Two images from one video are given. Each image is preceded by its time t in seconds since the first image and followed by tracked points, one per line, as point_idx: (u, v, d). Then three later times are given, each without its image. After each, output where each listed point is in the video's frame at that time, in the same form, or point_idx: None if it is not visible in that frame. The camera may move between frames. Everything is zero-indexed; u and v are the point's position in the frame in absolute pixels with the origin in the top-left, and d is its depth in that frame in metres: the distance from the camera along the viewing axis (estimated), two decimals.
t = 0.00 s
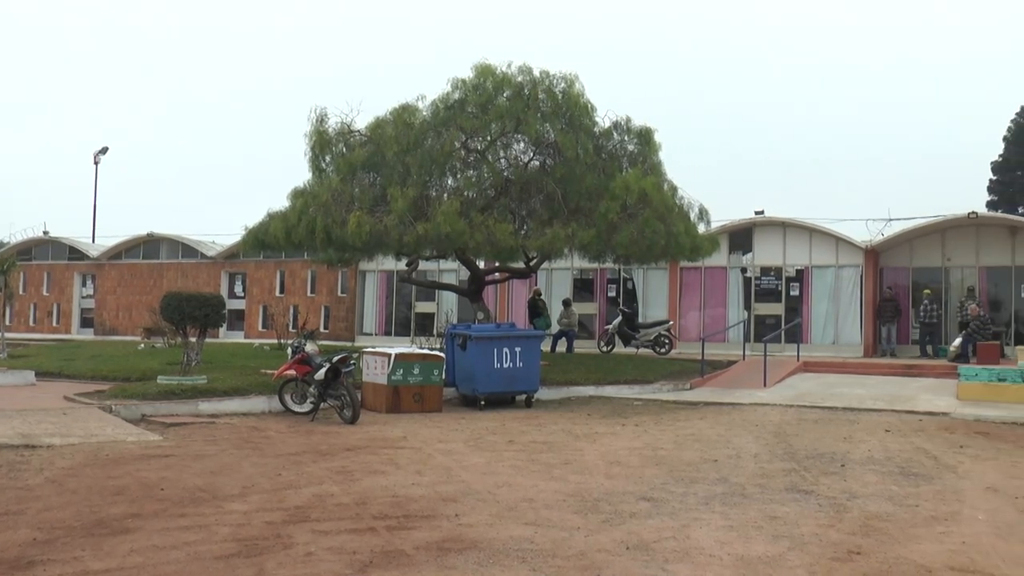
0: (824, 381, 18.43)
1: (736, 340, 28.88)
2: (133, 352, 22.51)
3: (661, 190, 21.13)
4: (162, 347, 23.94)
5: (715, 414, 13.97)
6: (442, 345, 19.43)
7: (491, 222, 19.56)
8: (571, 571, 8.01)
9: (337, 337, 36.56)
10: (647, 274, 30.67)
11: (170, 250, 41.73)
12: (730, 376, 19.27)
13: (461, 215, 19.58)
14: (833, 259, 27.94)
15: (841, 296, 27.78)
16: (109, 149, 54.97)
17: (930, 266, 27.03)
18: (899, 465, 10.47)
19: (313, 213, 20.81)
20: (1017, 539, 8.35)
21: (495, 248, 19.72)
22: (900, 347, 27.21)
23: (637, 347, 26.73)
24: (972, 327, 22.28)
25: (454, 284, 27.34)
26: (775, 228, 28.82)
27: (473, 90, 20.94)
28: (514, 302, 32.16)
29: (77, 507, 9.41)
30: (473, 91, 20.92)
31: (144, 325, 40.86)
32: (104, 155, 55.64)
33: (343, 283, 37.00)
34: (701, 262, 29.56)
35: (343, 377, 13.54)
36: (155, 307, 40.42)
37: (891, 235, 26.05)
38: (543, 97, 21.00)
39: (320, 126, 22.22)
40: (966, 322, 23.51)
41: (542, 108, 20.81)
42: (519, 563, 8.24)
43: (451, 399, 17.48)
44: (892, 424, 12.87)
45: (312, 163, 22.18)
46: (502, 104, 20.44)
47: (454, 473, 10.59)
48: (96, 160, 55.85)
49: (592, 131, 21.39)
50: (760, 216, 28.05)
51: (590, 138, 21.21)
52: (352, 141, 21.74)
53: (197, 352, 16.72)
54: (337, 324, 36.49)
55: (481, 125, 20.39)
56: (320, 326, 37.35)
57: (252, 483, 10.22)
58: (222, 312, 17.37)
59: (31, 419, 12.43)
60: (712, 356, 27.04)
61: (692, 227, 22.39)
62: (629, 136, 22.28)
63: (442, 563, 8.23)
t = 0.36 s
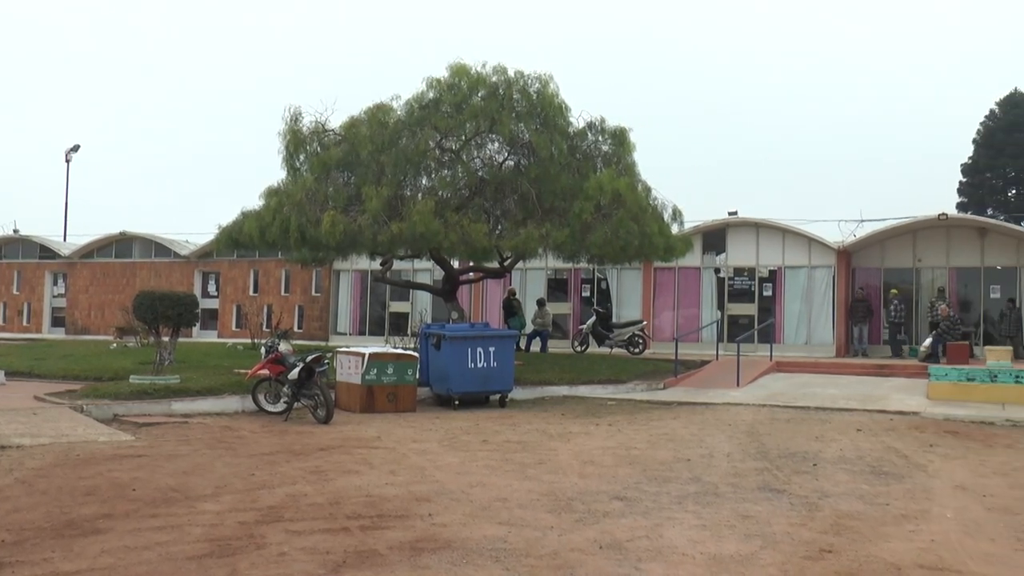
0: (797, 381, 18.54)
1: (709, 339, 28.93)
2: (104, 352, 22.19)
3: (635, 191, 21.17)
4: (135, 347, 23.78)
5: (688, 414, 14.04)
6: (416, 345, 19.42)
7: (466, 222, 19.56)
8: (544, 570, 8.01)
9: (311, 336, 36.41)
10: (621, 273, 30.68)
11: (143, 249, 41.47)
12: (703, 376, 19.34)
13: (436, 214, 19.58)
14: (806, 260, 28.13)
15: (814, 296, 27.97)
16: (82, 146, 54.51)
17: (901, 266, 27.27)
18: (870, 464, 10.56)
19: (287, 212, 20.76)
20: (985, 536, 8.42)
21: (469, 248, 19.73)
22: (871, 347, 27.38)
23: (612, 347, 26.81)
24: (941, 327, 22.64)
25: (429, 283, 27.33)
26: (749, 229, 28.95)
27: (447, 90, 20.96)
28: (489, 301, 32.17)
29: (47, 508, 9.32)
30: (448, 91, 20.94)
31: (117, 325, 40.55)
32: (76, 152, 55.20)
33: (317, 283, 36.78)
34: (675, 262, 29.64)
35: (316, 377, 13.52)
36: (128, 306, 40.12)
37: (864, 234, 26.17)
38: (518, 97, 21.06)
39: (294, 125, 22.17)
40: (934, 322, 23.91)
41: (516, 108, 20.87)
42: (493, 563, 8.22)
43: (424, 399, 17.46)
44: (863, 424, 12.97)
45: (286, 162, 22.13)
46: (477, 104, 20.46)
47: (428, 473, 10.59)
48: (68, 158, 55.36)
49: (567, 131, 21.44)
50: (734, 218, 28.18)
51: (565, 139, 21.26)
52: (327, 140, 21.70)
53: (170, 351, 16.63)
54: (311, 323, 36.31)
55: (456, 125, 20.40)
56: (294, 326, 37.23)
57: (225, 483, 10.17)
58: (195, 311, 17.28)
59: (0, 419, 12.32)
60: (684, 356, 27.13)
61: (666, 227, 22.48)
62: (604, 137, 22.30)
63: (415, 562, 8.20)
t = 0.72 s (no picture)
0: (775, 381, 18.67)
1: (689, 339, 29.21)
2: (83, 352, 22.04)
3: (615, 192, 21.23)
4: (114, 346, 23.67)
5: (667, 413, 14.14)
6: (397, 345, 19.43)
7: (447, 222, 19.58)
8: (523, 568, 8.04)
9: (292, 336, 36.52)
10: (601, 273, 30.75)
11: (123, 248, 41.21)
12: (682, 375, 19.45)
13: (417, 214, 19.59)
14: (784, 260, 28.30)
15: (792, 295, 28.15)
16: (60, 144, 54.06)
17: (878, 267, 27.56)
18: (846, 462, 10.67)
19: (268, 211, 20.73)
20: (959, 533, 8.53)
21: (451, 248, 19.74)
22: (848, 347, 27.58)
23: (592, 346, 26.90)
24: (916, 327, 22.93)
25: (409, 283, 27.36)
26: (728, 230, 29.09)
27: (428, 90, 20.96)
28: (470, 300, 32.20)
29: (25, 508, 9.28)
30: (429, 91, 20.95)
31: (96, 324, 40.30)
32: (54, 151, 54.80)
33: (298, 282, 36.91)
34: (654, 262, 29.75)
35: (297, 376, 13.53)
36: (107, 305, 39.88)
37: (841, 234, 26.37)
38: (499, 97, 21.10)
39: (275, 124, 22.14)
40: (910, 322, 24.21)
41: (497, 108, 20.91)
42: (472, 561, 8.24)
43: (404, 398, 17.47)
44: (840, 423, 13.10)
45: (267, 161, 22.08)
46: (458, 104, 20.47)
47: (408, 472, 10.61)
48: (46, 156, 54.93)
49: (547, 132, 21.49)
50: (713, 218, 28.26)
51: (545, 139, 21.31)
52: (307, 139, 21.66)
53: (150, 350, 16.58)
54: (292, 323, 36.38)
55: (437, 125, 20.40)
56: (275, 325, 37.26)
57: (205, 482, 10.16)
58: (176, 311, 17.23)
59: None
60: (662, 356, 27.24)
61: (646, 228, 22.57)
62: (584, 138, 22.36)
63: (395, 561, 8.21)
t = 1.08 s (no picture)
0: (745, 377, 18.82)
1: (660, 336, 29.46)
2: (53, 347, 21.88)
3: (588, 189, 21.29)
4: (84, 342, 23.49)
5: (639, 409, 14.24)
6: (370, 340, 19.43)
7: (420, 218, 19.58)
8: (495, 563, 8.07)
9: (264, 332, 36.46)
10: (574, 270, 30.81)
11: (94, 243, 40.86)
12: (654, 371, 19.58)
13: (390, 210, 19.59)
14: (755, 258, 28.49)
15: (763, 292, 28.37)
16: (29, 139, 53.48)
17: (847, 264, 27.81)
18: (815, 458, 10.78)
19: (241, 207, 20.67)
20: (925, 527, 8.64)
21: (424, 244, 19.75)
22: (817, 344, 27.85)
23: (564, 343, 26.97)
24: (885, 324, 23.21)
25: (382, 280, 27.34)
26: (700, 227, 29.25)
27: (402, 86, 20.93)
28: (442, 296, 32.23)
29: None
30: (402, 87, 20.93)
31: (66, 320, 39.93)
32: (23, 145, 54.23)
33: (270, 278, 36.79)
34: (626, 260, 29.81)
35: (269, 372, 13.52)
36: (78, 301, 39.53)
37: (811, 232, 26.59)
38: (472, 94, 21.12)
39: (248, 120, 22.07)
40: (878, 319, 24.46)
41: (470, 105, 20.94)
42: (444, 556, 8.26)
43: (377, 394, 17.47)
44: (809, 418, 13.23)
45: (239, 157, 22.01)
46: (431, 100, 20.46)
47: (381, 468, 10.63)
48: (14, 151, 54.33)
49: (520, 129, 21.53)
50: (684, 215, 28.39)
51: (518, 136, 21.34)
52: (280, 135, 21.60)
53: (121, 346, 16.49)
54: (264, 319, 36.28)
55: (411, 121, 20.37)
56: (247, 321, 37.17)
57: (176, 479, 10.13)
58: (147, 307, 17.14)
59: None
60: (633, 353, 27.35)
61: (618, 225, 22.67)
62: (557, 135, 22.42)
63: (367, 557, 8.21)
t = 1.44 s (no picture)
0: (720, 372, 18.96)
1: (635, 331, 29.58)
2: (29, 343, 21.79)
3: (565, 185, 21.37)
4: (62, 338, 23.40)
5: (615, 404, 14.34)
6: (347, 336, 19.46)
7: (398, 214, 19.62)
8: (471, 557, 8.12)
9: (242, 327, 36.40)
10: (550, 266, 30.87)
11: (70, 239, 40.67)
12: (630, 367, 19.70)
13: (368, 207, 19.62)
14: (730, 255, 28.66)
15: (738, 288, 28.56)
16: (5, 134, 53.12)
17: (821, 260, 28.04)
18: (789, 451, 10.89)
19: (218, 202, 20.69)
20: (896, 520, 8.75)
21: (401, 240, 19.79)
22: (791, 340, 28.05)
23: (541, 338, 27.06)
24: (858, 319, 23.44)
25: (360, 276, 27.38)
26: (675, 224, 29.35)
27: (379, 83, 20.96)
28: (420, 292, 32.29)
29: None
30: (380, 85, 20.98)
31: (43, 315, 39.70)
32: None
33: (248, 274, 36.77)
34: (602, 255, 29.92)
35: (247, 367, 13.55)
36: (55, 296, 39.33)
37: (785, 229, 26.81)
38: (449, 91, 21.17)
39: (226, 116, 22.07)
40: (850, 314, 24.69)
41: (447, 102, 20.98)
42: (421, 551, 8.31)
43: (355, 389, 17.50)
44: (783, 413, 13.37)
45: (217, 153, 22.00)
46: (409, 97, 20.50)
47: (358, 462, 10.68)
48: None
49: (497, 126, 21.60)
50: (660, 212, 28.54)
51: (495, 133, 21.41)
52: (258, 131, 21.62)
53: (99, 342, 16.46)
54: (242, 315, 36.23)
55: (388, 118, 20.40)
56: (225, 317, 37.11)
57: (153, 474, 10.15)
58: (125, 302, 17.13)
59: None
60: (610, 348, 27.48)
61: (595, 221, 22.79)
62: (533, 132, 22.49)
63: (344, 551, 8.25)
